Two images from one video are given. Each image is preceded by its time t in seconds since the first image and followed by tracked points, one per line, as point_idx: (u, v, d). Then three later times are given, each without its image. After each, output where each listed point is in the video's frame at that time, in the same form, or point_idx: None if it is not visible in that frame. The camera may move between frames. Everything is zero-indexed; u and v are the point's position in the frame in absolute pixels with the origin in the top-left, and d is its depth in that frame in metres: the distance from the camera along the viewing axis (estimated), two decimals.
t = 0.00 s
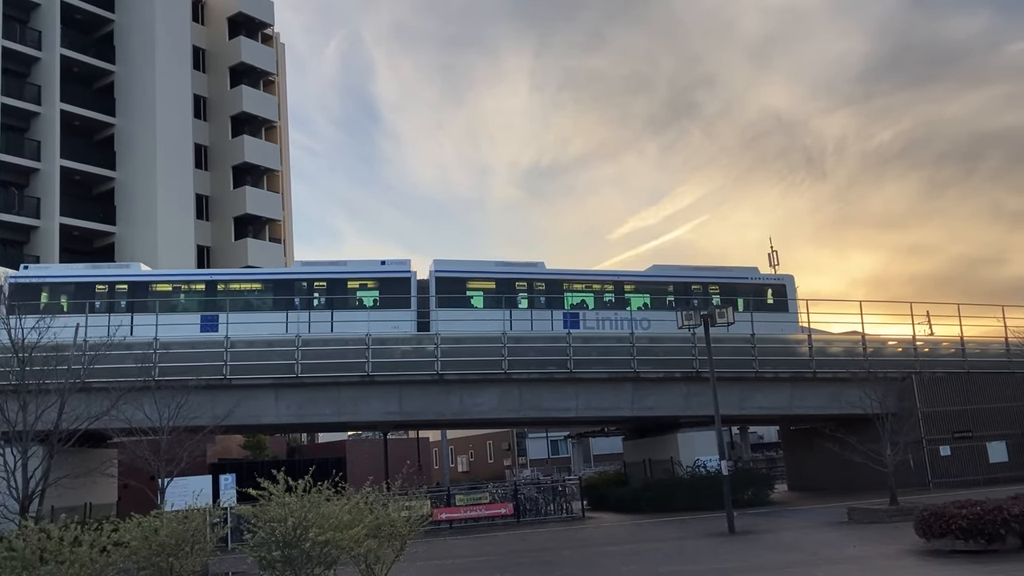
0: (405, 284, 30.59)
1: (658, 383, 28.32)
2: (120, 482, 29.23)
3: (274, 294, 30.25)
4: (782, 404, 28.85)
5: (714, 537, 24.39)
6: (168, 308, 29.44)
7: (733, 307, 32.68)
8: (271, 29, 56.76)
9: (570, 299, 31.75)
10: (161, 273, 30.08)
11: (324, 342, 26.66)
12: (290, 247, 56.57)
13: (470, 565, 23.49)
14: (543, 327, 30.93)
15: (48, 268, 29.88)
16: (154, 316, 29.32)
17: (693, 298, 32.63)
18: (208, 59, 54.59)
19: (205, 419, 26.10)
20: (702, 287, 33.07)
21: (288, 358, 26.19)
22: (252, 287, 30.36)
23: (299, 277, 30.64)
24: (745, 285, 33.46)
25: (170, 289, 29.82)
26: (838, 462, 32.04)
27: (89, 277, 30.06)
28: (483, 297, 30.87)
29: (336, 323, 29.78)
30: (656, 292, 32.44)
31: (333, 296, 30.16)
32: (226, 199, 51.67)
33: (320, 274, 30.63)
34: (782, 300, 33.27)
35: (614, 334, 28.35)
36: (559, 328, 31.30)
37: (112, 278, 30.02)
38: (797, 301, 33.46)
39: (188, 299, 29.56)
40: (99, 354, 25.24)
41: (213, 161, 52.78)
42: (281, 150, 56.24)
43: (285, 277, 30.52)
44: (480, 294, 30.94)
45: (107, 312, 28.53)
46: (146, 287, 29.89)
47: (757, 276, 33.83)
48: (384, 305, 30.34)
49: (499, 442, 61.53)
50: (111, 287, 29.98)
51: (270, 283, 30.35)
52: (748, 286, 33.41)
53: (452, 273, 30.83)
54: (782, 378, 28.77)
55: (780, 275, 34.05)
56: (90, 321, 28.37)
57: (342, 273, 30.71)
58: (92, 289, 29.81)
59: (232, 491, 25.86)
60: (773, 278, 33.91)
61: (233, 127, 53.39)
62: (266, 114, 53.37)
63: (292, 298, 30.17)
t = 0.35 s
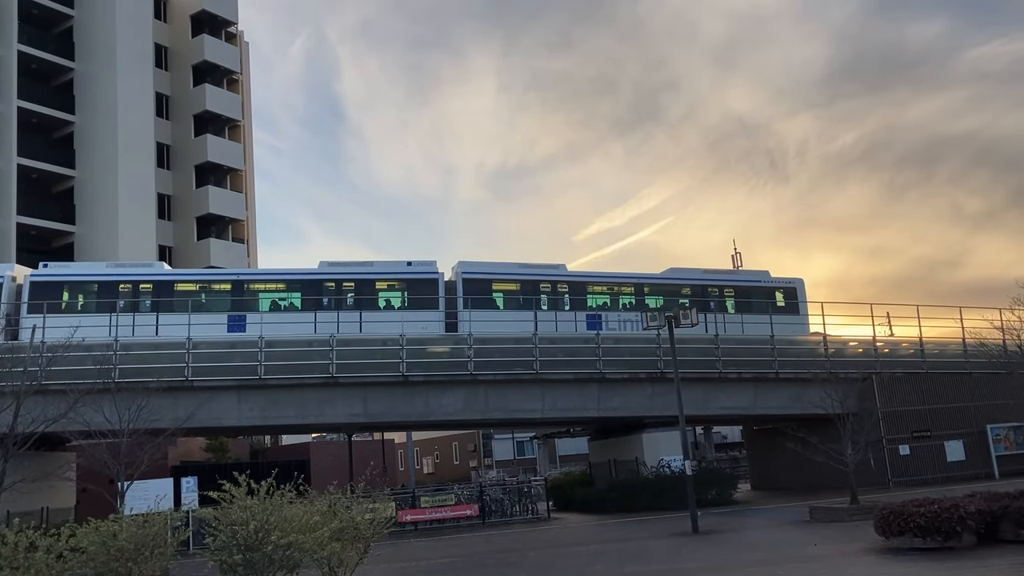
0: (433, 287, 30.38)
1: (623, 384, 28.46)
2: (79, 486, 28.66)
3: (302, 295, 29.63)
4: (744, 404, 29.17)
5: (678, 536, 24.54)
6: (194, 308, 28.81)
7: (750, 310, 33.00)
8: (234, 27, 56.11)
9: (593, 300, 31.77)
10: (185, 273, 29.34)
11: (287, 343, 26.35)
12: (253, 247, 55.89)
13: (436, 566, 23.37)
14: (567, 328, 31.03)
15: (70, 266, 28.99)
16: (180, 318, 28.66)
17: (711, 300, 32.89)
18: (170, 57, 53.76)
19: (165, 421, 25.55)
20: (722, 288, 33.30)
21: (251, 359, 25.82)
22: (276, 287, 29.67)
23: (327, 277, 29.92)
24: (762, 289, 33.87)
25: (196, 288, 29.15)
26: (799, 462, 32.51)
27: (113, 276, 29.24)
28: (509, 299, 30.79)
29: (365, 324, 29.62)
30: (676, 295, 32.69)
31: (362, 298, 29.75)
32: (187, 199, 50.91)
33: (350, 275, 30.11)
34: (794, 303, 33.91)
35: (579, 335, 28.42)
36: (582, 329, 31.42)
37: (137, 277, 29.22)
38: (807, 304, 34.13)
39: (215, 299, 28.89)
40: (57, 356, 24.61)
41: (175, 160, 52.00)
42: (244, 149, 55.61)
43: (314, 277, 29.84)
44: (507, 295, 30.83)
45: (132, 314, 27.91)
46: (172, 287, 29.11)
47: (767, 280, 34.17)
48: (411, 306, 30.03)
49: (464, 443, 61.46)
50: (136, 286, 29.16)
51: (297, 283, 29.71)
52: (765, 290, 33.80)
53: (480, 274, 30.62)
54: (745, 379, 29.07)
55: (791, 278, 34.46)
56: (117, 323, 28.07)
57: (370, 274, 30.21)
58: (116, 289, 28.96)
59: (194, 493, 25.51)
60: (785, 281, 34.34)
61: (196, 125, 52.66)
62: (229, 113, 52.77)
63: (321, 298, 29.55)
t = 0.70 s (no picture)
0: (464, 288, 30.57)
1: (586, 385, 28.59)
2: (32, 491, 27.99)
3: (332, 295, 29.51)
4: (705, 404, 29.45)
5: (639, 536, 24.66)
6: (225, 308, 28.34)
7: (761, 313, 34.16)
8: (193, 25, 55.29)
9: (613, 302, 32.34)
10: (214, 272, 28.69)
11: (247, 345, 25.94)
12: (212, 247, 55.12)
13: (397, 569, 23.19)
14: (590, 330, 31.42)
15: (96, 265, 28.17)
16: (211, 318, 28.07)
17: (724, 303, 33.77)
18: (127, 54, 52.75)
19: (123, 424, 24.97)
20: (736, 292, 34.11)
21: (210, 361, 25.34)
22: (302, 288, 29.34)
23: (357, 277, 29.88)
24: (770, 292, 34.97)
25: (225, 288, 28.57)
26: (759, 462, 32.93)
27: (141, 276, 28.50)
28: (535, 300, 31.08)
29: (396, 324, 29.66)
30: (694, 297, 33.39)
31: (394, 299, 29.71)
32: (145, 198, 50.04)
33: (380, 275, 30.01)
34: (799, 306, 35.15)
35: (542, 336, 28.43)
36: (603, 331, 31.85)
37: (166, 277, 28.51)
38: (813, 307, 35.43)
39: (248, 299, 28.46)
40: (10, 358, 23.95)
41: (133, 159, 51.03)
42: (204, 149, 54.79)
43: (345, 278, 29.68)
44: (533, 297, 31.12)
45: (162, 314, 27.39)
46: (203, 287, 28.41)
47: (776, 283, 35.26)
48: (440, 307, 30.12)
49: (427, 445, 61.16)
50: (165, 286, 28.47)
51: (327, 283, 29.55)
52: (772, 293, 34.94)
53: (507, 275, 30.86)
54: (705, 379, 29.37)
55: (798, 282, 35.67)
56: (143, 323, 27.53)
57: (401, 275, 30.19)
58: (144, 290, 28.21)
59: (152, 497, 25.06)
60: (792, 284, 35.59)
61: (154, 124, 51.74)
62: (189, 111, 51.97)
63: (352, 299, 29.49)
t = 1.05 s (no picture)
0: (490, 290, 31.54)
1: (554, 386, 28.66)
2: None
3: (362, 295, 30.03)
4: (672, 404, 29.66)
5: (607, 536, 24.74)
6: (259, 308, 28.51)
7: (770, 314, 35.57)
8: (158, 22, 54.50)
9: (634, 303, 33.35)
10: (245, 272, 28.82)
11: (212, 346, 25.55)
12: (178, 248, 54.35)
13: (363, 571, 23.01)
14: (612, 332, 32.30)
15: (126, 265, 27.89)
16: (243, 318, 28.15)
17: (734, 305, 35.14)
18: (90, 52, 51.81)
19: (85, 426, 24.51)
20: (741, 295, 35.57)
21: (174, 362, 24.96)
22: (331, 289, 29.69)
23: (386, 278, 30.58)
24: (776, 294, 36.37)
25: (256, 288, 28.74)
26: (725, 461, 33.25)
27: (171, 276, 28.41)
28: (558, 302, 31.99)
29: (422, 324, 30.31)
30: (707, 300, 34.64)
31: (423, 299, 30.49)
32: (108, 198, 49.20)
33: (408, 277, 30.84)
34: (803, 308, 36.67)
35: (510, 337, 28.40)
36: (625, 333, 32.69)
37: (196, 276, 28.51)
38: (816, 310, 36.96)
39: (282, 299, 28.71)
40: None
41: (96, 158, 50.15)
42: (169, 148, 54.02)
43: (375, 279, 30.35)
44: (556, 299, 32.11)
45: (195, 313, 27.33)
46: (235, 286, 28.50)
47: (782, 286, 36.76)
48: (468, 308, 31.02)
49: (395, 446, 60.85)
50: (196, 286, 28.45)
51: (357, 284, 30.08)
52: (778, 296, 36.36)
53: (530, 277, 31.95)
54: (673, 379, 29.61)
55: (802, 286, 37.26)
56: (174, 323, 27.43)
57: (429, 276, 31.05)
58: (175, 288, 28.16)
59: (114, 501, 24.61)
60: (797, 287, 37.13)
61: (118, 122, 50.88)
62: (154, 110, 51.20)
63: (382, 299, 30.18)
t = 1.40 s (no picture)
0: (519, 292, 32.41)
1: (522, 386, 28.69)
2: None
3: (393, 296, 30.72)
4: (640, 404, 29.84)
5: (575, 536, 24.78)
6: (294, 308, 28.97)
7: (778, 317, 36.94)
8: (121, 19, 53.58)
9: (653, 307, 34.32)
10: (279, 273, 29.29)
11: (177, 346, 25.12)
12: (142, 248, 53.51)
13: (329, 573, 22.80)
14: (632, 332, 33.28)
15: (162, 265, 27.99)
16: (278, 318, 28.62)
17: (744, 308, 36.47)
18: (51, 48, 50.79)
19: (45, 428, 23.84)
20: (749, 299, 36.88)
21: (138, 363, 24.50)
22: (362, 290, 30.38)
23: (417, 280, 31.33)
24: (782, 298, 37.70)
25: (290, 289, 29.21)
26: (691, 460, 33.51)
27: (207, 276, 28.61)
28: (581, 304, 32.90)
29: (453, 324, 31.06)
30: (718, 303, 35.92)
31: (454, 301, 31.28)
32: (71, 196, 48.30)
33: (438, 279, 31.65)
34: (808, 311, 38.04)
35: (478, 338, 28.33)
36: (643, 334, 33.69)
37: (233, 277, 28.78)
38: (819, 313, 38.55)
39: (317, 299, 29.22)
40: None
41: (58, 156, 49.19)
42: (132, 146, 53.13)
43: (406, 280, 31.05)
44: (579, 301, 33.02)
45: (232, 313, 27.63)
46: (272, 287, 28.88)
47: (789, 289, 38.20)
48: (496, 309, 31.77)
49: (362, 448, 60.47)
50: (233, 286, 28.72)
51: (389, 285, 30.77)
52: (784, 299, 37.69)
53: (555, 280, 32.93)
54: (641, 378, 29.77)
55: (805, 289, 38.78)
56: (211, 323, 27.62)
57: (458, 278, 31.91)
58: (211, 288, 28.38)
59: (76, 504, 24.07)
60: (801, 291, 38.60)
61: (80, 120, 49.94)
62: (117, 108, 50.34)
63: (415, 300, 30.88)
